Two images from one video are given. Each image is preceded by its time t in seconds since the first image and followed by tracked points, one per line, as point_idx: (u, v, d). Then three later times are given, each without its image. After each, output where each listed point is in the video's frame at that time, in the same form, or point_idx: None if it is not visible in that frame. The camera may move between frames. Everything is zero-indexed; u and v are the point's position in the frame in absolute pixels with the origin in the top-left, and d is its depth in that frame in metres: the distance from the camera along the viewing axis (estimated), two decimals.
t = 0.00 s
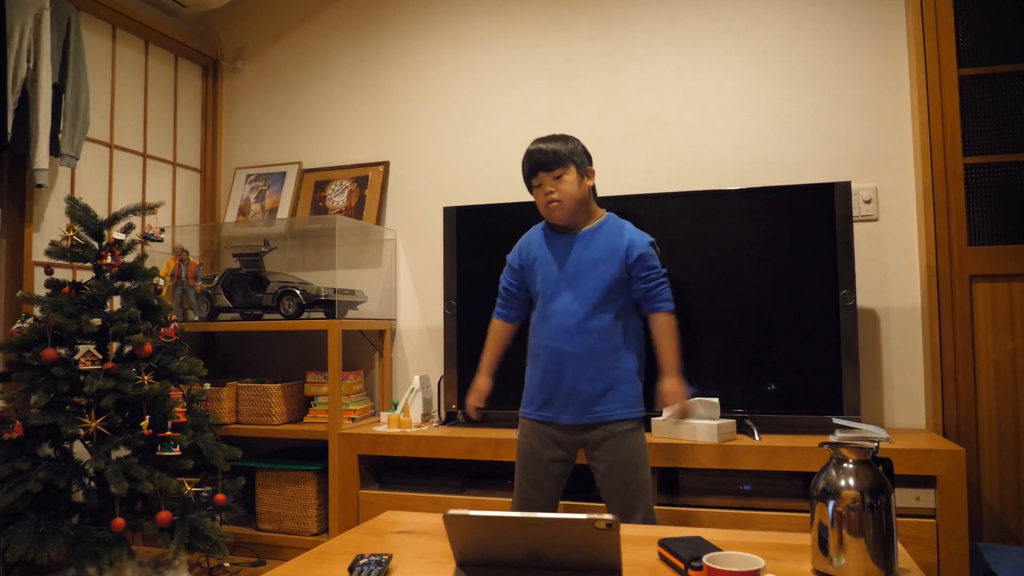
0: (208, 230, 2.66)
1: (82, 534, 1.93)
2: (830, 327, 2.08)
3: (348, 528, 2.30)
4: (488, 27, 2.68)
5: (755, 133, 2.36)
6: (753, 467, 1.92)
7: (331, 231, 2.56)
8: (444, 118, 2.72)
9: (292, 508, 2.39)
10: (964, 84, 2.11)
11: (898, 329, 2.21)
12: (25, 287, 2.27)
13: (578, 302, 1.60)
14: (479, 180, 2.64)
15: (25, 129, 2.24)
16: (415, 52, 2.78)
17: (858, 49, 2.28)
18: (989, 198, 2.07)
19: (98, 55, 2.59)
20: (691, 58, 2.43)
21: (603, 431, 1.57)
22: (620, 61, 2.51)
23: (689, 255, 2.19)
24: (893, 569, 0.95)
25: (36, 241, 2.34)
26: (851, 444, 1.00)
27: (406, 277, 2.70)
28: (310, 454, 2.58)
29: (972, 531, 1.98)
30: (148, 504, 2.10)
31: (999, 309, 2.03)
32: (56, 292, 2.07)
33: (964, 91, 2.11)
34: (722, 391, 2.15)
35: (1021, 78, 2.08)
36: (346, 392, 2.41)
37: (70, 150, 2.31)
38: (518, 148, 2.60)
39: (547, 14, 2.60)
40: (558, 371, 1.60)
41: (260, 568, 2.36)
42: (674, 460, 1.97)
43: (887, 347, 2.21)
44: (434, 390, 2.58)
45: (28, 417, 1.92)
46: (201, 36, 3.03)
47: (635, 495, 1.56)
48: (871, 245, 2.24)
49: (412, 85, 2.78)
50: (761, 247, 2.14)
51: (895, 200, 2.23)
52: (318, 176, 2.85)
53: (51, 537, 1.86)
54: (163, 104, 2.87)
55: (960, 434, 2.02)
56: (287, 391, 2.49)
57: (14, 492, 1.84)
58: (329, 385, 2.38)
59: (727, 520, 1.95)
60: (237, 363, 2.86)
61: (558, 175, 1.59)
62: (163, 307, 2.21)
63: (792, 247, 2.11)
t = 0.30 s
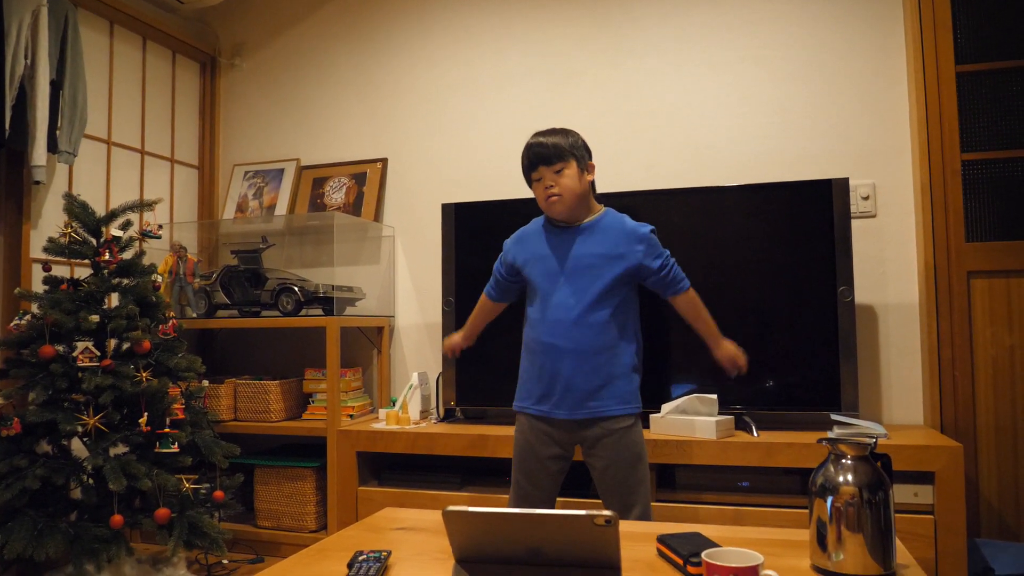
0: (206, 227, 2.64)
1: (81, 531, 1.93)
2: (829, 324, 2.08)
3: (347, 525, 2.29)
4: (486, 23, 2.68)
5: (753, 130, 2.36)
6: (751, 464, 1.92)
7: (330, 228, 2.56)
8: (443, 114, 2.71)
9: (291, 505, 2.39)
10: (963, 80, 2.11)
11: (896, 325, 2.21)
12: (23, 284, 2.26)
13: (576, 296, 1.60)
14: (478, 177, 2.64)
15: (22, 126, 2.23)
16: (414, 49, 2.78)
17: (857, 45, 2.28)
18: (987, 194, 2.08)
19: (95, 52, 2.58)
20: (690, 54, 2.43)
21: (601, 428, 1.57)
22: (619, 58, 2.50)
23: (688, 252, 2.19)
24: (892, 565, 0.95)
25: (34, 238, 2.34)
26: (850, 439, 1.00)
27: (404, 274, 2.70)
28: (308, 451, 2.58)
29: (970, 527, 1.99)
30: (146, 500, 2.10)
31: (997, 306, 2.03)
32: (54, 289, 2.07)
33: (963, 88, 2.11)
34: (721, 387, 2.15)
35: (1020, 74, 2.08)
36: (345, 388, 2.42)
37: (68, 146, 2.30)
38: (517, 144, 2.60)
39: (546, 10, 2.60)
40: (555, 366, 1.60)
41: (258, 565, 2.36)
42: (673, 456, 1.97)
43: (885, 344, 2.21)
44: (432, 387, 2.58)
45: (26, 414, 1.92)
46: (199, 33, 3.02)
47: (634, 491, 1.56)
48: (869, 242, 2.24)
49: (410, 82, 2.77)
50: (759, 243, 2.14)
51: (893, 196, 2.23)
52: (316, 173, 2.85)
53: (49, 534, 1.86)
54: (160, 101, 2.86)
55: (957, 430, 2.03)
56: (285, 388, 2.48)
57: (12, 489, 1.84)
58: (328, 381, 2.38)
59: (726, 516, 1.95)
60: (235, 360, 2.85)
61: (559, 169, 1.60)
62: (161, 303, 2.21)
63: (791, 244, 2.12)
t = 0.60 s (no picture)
0: (203, 224, 2.65)
1: (77, 528, 1.92)
2: (826, 323, 2.08)
3: (343, 523, 2.29)
4: (485, 21, 2.67)
5: (752, 129, 2.36)
6: (748, 462, 1.92)
7: (327, 226, 2.56)
8: (441, 112, 2.71)
9: (288, 502, 2.39)
10: (961, 80, 2.11)
11: (893, 325, 2.21)
12: (19, 280, 2.26)
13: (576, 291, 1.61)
14: (476, 175, 2.63)
15: (19, 122, 2.23)
16: (412, 46, 2.77)
17: (855, 44, 2.28)
18: (985, 195, 2.08)
19: (93, 48, 2.57)
20: (689, 53, 2.43)
21: (601, 425, 1.58)
22: (618, 57, 2.50)
23: (686, 251, 2.19)
24: (888, 565, 0.95)
25: (31, 234, 2.33)
26: (846, 438, 1.00)
27: (402, 272, 2.70)
28: (305, 449, 2.58)
29: (966, 527, 1.99)
30: (143, 498, 2.09)
31: (994, 306, 2.04)
32: (51, 285, 2.06)
33: (961, 87, 2.11)
34: (718, 386, 2.16)
35: (1018, 74, 2.09)
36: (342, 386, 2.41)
37: (66, 142, 2.30)
38: (515, 142, 2.60)
39: (545, 8, 2.60)
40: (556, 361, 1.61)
41: (255, 562, 2.36)
42: (670, 455, 1.97)
43: (882, 343, 2.22)
44: (430, 385, 2.58)
45: (22, 411, 1.91)
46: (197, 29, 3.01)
47: (632, 489, 1.57)
48: (867, 242, 2.25)
49: (409, 80, 2.77)
50: (757, 242, 2.14)
51: (890, 196, 2.23)
52: (314, 170, 2.85)
53: (45, 531, 1.85)
54: (158, 98, 2.86)
55: (954, 430, 2.03)
56: (282, 386, 2.48)
57: (8, 485, 1.84)
58: (325, 379, 2.38)
59: (722, 515, 1.95)
60: (233, 357, 2.85)
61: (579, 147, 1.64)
62: (158, 300, 2.20)
63: (789, 243, 2.12)
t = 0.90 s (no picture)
0: (201, 223, 2.66)
1: (73, 526, 1.92)
2: (823, 324, 2.08)
3: (339, 522, 2.29)
4: (484, 20, 2.67)
5: (750, 129, 2.36)
6: (744, 463, 1.92)
7: (324, 224, 2.55)
8: (440, 111, 2.71)
9: (284, 501, 2.39)
10: (959, 81, 2.11)
11: (889, 326, 2.21)
12: (15, 278, 2.25)
13: (570, 275, 1.63)
14: (475, 174, 2.63)
15: (17, 119, 2.22)
16: (411, 45, 2.77)
17: (854, 45, 2.28)
18: (982, 196, 2.08)
19: (91, 45, 2.56)
20: (687, 53, 2.43)
21: (595, 425, 1.59)
22: (616, 57, 2.50)
23: (683, 251, 2.19)
24: (883, 566, 0.95)
25: (28, 232, 2.33)
26: (843, 440, 1.00)
27: (399, 270, 2.70)
28: (302, 448, 2.58)
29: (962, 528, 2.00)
30: (139, 496, 2.09)
31: (990, 307, 2.04)
32: (48, 283, 2.05)
33: (959, 88, 2.11)
34: (714, 387, 2.16)
35: (1015, 75, 2.09)
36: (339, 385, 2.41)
37: (64, 140, 2.29)
38: (514, 142, 2.59)
39: (544, 7, 2.59)
40: (547, 346, 1.61)
41: (251, 561, 2.36)
42: (666, 455, 1.97)
43: (879, 344, 2.22)
44: (427, 384, 2.58)
45: (18, 408, 1.91)
46: (196, 28, 3.01)
47: (625, 489, 1.57)
48: (864, 243, 2.25)
49: (407, 79, 2.76)
50: (754, 242, 2.14)
51: (888, 197, 2.23)
52: (312, 169, 2.84)
53: (41, 529, 1.85)
54: (156, 96, 2.85)
55: (950, 431, 2.03)
56: (279, 384, 2.48)
57: (4, 483, 1.83)
58: (322, 378, 2.37)
59: (718, 516, 1.95)
60: (230, 355, 2.85)
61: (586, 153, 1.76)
62: (155, 298, 2.19)
63: (786, 244, 2.12)
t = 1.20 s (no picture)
0: (201, 224, 2.65)
1: (71, 527, 1.92)
2: (822, 328, 2.09)
3: (338, 524, 2.29)
4: (484, 22, 2.67)
5: (749, 133, 2.36)
6: (742, 466, 1.92)
7: (324, 226, 2.55)
8: (440, 113, 2.71)
9: (283, 503, 2.38)
10: (958, 84, 2.11)
11: (888, 330, 2.22)
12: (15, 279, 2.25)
13: (565, 293, 1.61)
14: (474, 176, 2.63)
15: (17, 120, 2.22)
16: (411, 47, 2.77)
17: (853, 48, 2.29)
18: (980, 200, 2.08)
19: (90, 47, 2.56)
20: (687, 56, 2.43)
21: (594, 429, 1.59)
22: (616, 60, 2.50)
23: (682, 254, 2.19)
24: (881, 568, 0.96)
25: (28, 233, 2.33)
26: (841, 444, 1.00)
27: (399, 273, 2.70)
28: (301, 450, 2.58)
29: (960, 532, 2.00)
30: (137, 498, 2.09)
31: (989, 311, 2.04)
32: (47, 284, 2.05)
33: (958, 92, 2.11)
34: (713, 390, 2.16)
35: (1014, 79, 2.09)
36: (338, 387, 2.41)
37: (63, 142, 2.29)
38: (513, 144, 2.60)
39: (543, 10, 2.60)
40: (543, 362, 1.61)
41: (249, 563, 2.35)
42: (665, 458, 1.97)
43: (878, 348, 2.22)
44: (426, 386, 2.58)
45: (17, 410, 1.91)
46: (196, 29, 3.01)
47: (624, 493, 1.59)
48: (863, 246, 2.25)
49: (408, 81, 2.77)
50: (753, 245, 2.14)
51: (887, 200, 2.23)
52: (312, 170, 2.84)
53: (39, 531, 1.85)
54: (156, 97, 2.85)
55: (949, 435, 2.03)
56: (277, 387, 2.48)
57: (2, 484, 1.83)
58: (320, 380, 2.37)
59: (717, 519, 1.95)
60: (229, 357, 2.85)
61: (573, 161, 1.63)
62: (154, 300, 2.19)
63: (785, 247, 2.12)
